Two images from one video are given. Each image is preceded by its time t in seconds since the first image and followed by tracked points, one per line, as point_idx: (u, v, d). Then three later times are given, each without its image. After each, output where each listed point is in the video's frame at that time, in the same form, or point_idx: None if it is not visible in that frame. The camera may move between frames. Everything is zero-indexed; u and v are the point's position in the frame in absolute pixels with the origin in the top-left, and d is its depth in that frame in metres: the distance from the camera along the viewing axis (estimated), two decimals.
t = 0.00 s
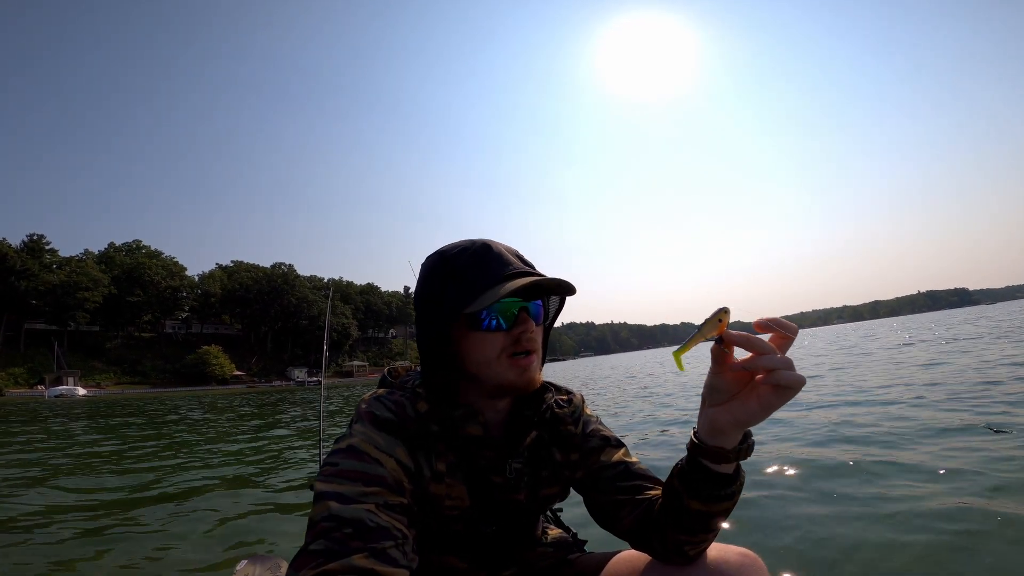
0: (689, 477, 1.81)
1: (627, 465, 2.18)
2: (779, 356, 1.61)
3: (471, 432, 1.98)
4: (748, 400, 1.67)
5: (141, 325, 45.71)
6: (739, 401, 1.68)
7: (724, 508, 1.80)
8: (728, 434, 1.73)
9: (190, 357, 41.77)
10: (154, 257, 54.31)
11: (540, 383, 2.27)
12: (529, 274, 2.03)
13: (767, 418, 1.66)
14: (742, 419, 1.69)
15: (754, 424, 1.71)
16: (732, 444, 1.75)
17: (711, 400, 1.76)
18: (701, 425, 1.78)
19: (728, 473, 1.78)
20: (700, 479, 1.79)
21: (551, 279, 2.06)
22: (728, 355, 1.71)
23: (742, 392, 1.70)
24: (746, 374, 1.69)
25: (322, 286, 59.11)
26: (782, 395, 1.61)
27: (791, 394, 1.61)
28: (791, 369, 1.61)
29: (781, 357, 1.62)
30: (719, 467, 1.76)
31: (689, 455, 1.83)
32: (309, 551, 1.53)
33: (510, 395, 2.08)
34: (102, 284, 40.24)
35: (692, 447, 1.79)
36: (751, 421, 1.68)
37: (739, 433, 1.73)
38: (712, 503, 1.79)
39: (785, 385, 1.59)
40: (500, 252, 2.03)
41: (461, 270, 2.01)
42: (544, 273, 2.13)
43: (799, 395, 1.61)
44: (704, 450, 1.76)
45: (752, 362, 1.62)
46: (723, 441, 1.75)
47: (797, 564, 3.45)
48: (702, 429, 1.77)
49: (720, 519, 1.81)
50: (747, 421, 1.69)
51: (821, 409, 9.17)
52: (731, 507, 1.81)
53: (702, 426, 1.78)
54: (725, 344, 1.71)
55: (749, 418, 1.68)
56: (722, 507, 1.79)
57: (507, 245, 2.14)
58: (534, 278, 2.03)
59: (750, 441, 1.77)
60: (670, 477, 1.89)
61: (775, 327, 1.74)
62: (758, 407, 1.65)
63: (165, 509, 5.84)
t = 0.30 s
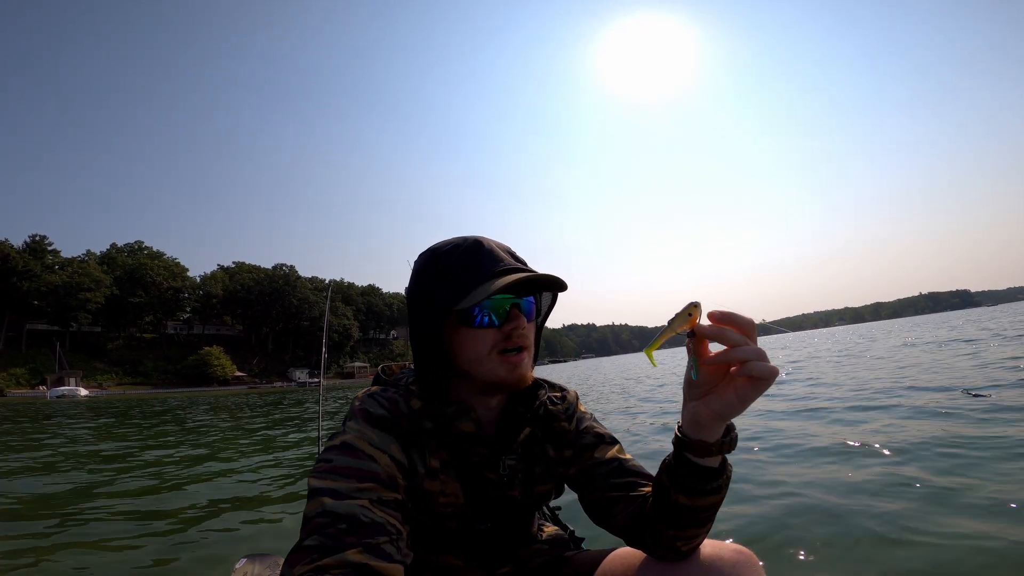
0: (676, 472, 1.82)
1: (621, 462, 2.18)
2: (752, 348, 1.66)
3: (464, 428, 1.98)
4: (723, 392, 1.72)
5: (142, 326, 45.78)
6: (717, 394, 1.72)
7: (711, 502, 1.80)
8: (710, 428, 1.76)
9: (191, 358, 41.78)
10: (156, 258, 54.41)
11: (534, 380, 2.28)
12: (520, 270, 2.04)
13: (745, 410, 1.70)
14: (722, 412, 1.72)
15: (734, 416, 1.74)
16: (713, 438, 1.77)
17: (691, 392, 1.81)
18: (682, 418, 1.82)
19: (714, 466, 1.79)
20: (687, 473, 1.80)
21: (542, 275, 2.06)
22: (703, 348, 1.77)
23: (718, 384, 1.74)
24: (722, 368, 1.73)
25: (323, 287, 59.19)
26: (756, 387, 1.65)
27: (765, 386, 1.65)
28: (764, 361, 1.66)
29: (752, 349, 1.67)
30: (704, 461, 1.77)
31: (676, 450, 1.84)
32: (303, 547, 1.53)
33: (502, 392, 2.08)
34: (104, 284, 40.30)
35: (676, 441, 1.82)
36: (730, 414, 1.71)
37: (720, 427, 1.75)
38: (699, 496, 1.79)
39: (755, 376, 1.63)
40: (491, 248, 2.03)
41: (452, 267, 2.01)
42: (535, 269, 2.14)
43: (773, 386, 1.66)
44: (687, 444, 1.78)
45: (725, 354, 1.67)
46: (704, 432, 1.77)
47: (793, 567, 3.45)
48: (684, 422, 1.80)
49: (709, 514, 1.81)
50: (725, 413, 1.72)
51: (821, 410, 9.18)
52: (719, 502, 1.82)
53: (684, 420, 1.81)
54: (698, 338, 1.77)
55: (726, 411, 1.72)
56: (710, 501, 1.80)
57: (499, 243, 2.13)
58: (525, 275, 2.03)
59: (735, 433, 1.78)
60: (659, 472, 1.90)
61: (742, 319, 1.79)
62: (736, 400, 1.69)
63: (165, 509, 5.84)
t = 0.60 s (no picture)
0: (682, 479, 1.81)
1: (629, 467, 2.17)
2: (752, 365, 1.67)
3: (472, 433, 1.96)
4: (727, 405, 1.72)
5: (140, 325, 45.66)
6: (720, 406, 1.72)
7: (718, 509, 1.79)
8: (715, 438, 1.75)
9: (189, 357, 41.66)
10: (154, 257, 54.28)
11: (541, 385, 2.26)
12: (525, 276, 2.03)
13: (749, 421, 1.70)
14: (727, 423, 1.71)
15: (739, 428, 1.73)
16: (719, 447, 1.77)
17: (694, 405, 1.81)
18: (687, 428, 1.81)
19: (721, 474, 1.78)
20: (693, 481, 1.79)
21: (548, 282, 2.05)
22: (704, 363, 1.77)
23: (722, 398, 1.74)
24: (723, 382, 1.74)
25: (322, 287, 59.13)
26: (759, 402, 1.66)
27: (767, 400, 1.66)
28: (765, 375, 1.66)
29: (751, 364, 1.68)
30: (710, 469, 1.76)
31: (683, 458, 1.84)
32: (311, 550, 1.52)
33: (509, 397, 2.07)
34: (102, 284, 40.19)
35: (681, 450, 1.81)
36: (736, 425, 1.71)
37: (726, 437, 1.74)
38: (707, 503, 1.78)
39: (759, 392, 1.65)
40: (496, 254, 2.02)
41: (457, 273, 2.00)
42: (540, 275, 2.13)
43: (775, 400, 1.66)
44: (693, 453, 1.77)
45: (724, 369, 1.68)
46: (709, 442, 1.76)
47: (796, 567, 3.45)
48: (688, 432, 1.79)
49: (717, 519, 1.80)
50: (730, 425, 1.72)
51: (822, 411, 9.20)
52: (727, 507, 1.80)
53: (688, 430, 1.80)
54: (699, 353, 1.78)
55: (730, 423, 1.71)
56: (717, 508, 1.79)
57: (505, 249, 2.13)
58: (531, 280, 2.02)
59: (740, 442, 1.78)
60: (667, 479, 1.89)
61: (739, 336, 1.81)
62: (740, 412, 1.69)
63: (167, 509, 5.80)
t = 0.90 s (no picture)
0: (674, 475, 1.83)
1: (627, 465, 2.19)
2: (737, 358, 1.69)
3: (473, 431, 1.97)
4: (713, 398, 1.73)
5: (137, 326, 45.53)
6: (706, 401, 1.73)
7: (712, 503, 1.81)
8: (704, 433, 1.77)
9: (186, 358, 41.55)
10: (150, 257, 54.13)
11: (540, 383, 2.28)
12: (524, 275, 2.04)
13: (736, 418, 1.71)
14: (713, 419, 1.73)
15: (726, 423, 1.74)
16: (708, 442, 1.78)
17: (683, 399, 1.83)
18: (678, 423, 1.83)
19: (713, 469, 1.80)
20: (685, 476, 1.81)
21: (548, 281, 2.06)
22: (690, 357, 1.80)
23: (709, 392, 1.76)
24: (712, 375, 1.75)
25: (319, 288, 59.05)
26: (745, 396, 1.67)
27: (752, 394, 1.67)
28: (749, 369, 1.68)
29: (735, 359, 1.70)
30: (700, 463, 1.78)
31: (676, 453, 1.85)
32: (312, 547, 1.53)
33: (509, 395, 2.08)
34: (98, 284, 40.03)
35: (672, 447, 1.83)
36: (721, 421, 1.72)
37: (714, 432, 1.76)
38: (701, 498, 1.80)
39: (743, 386, 1.66)
40: (497, 253, 2.03)
41: (458, 270, 2.02)
42: (540, 275, 2.14)
43: (761, 394, 1.67)
44: (684, 448, 1.79)
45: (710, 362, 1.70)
46: (698, 437, 1.77)
47: (793, 563, 3.46)
48: (678, 427, 1.81)
49: (711, 514, 1.81)
50: (716, 420, 1.73)
51: (819, 410, 9.25)
52: (721, 502, 1.82)
53: (679, 425, 1.82)
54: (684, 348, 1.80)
55: (717, 417, 1.72)
56: (710, 503, 1.81)
57: (506, 247, 2.14)
58: (530, 279, 2.03)
59: (731, 437, 1.79)
60: (661, 474, 1.91)
61: (725, 329, 1.82)
62: (725, 407, 1.71)
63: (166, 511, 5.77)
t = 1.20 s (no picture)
0: (672, 474, 1.83)
1: (623, 464, 2.19)
2: (741, 357, 1.69)
3: (466, 430, 1.98)
4: (717, 398, 1.73)
5: (140, 325, 45.67)
6: (708, 400, 1.74)
7: (709, 503, 1.81)
8: (705, 432, 1.77)
9: (189, 357, 41.68)
10: (154, 257, 54.32)
11: (536, 382, 2.28)
12: (503, 273, 2.04)
13: (738, 417, 1.71)
14: (714, 418, 1.73)
15: (727, 422, 1.75)
16: (708, 442, 1.78)
17: (686, 398, 1.83)
18: (679, 423, 1.83)
19: (710, 469, 1.80)
20: (683, 476, 1.81)
21: (528, 279, 2.06)
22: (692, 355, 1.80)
23: (713, 391, 1.76)
24: (715, 374, 1.76)
25: (322, 287, 59.17)
26: (747, 396, 1.67)
27: (755, 394, 1.67)
28: (754, 369, 1.68)
29: (742, 357, 1.69)
30: (699, 464, 1.78)
31: (674, 453, 1.86)
32: (308, 548, 1.53)
33: (498, 394, 2.08)
34: (102, 283, 40.14)
35: (671, 447, 1.83)
36: (723, 421, 1.72)
37: (714, 432, 1.76)
38: (698, 498, 1.80)
39: (749, 385, 1.66)
40: (477, 251, 2.06)
41: (440, 268, 2.07)
42: (523, 273, 2.14)
43: (763, 393, 1.67)
44: (683, 448, 1.79)
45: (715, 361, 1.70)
46: (699, 436, 1.77)
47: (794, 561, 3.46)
48: (679, 427, 1.82)
49: (708, 515, 1.81)
50: (718, 419, 1.73)
51: (820, 411, 9.24)
52: (719, 503, 1.82)
53: (680, 425, 1.82)
54: (688, 345, 1.80)
55: (720, 418, 1.73)
56: (708, 503, 1.81)
57: (491, 246, 2.16)
58: (508, 278, 2.03)
59: (731, 437, 1.79)
60: (660, 474, 1.91)
61: (730, 327, 1.82)
62: (728, 407, 1.70)
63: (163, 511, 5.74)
